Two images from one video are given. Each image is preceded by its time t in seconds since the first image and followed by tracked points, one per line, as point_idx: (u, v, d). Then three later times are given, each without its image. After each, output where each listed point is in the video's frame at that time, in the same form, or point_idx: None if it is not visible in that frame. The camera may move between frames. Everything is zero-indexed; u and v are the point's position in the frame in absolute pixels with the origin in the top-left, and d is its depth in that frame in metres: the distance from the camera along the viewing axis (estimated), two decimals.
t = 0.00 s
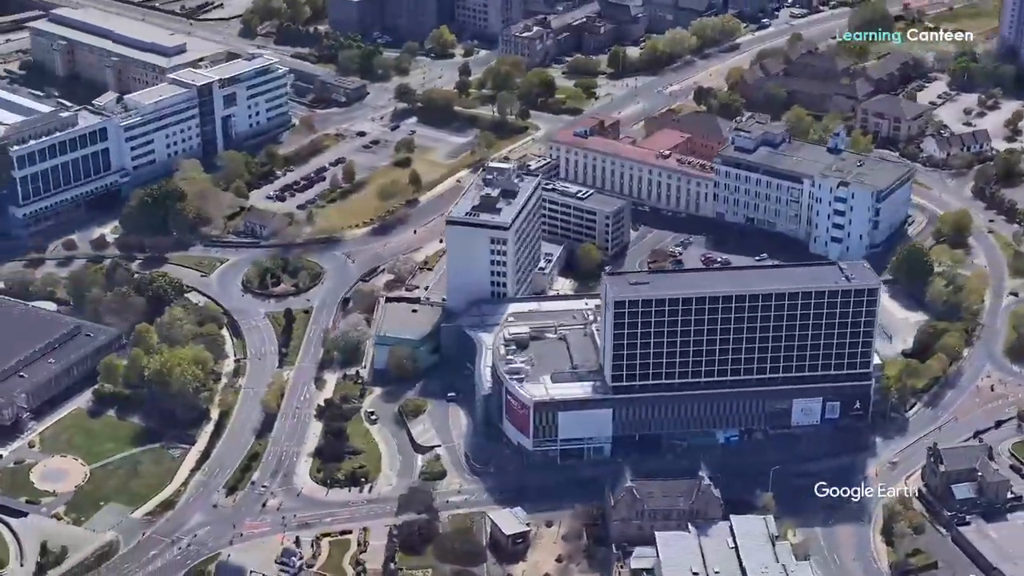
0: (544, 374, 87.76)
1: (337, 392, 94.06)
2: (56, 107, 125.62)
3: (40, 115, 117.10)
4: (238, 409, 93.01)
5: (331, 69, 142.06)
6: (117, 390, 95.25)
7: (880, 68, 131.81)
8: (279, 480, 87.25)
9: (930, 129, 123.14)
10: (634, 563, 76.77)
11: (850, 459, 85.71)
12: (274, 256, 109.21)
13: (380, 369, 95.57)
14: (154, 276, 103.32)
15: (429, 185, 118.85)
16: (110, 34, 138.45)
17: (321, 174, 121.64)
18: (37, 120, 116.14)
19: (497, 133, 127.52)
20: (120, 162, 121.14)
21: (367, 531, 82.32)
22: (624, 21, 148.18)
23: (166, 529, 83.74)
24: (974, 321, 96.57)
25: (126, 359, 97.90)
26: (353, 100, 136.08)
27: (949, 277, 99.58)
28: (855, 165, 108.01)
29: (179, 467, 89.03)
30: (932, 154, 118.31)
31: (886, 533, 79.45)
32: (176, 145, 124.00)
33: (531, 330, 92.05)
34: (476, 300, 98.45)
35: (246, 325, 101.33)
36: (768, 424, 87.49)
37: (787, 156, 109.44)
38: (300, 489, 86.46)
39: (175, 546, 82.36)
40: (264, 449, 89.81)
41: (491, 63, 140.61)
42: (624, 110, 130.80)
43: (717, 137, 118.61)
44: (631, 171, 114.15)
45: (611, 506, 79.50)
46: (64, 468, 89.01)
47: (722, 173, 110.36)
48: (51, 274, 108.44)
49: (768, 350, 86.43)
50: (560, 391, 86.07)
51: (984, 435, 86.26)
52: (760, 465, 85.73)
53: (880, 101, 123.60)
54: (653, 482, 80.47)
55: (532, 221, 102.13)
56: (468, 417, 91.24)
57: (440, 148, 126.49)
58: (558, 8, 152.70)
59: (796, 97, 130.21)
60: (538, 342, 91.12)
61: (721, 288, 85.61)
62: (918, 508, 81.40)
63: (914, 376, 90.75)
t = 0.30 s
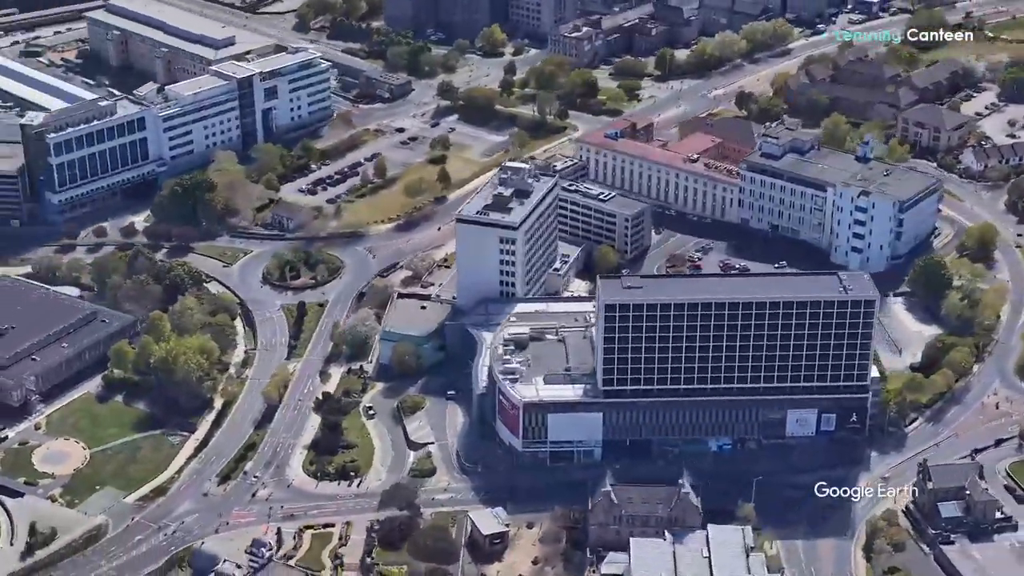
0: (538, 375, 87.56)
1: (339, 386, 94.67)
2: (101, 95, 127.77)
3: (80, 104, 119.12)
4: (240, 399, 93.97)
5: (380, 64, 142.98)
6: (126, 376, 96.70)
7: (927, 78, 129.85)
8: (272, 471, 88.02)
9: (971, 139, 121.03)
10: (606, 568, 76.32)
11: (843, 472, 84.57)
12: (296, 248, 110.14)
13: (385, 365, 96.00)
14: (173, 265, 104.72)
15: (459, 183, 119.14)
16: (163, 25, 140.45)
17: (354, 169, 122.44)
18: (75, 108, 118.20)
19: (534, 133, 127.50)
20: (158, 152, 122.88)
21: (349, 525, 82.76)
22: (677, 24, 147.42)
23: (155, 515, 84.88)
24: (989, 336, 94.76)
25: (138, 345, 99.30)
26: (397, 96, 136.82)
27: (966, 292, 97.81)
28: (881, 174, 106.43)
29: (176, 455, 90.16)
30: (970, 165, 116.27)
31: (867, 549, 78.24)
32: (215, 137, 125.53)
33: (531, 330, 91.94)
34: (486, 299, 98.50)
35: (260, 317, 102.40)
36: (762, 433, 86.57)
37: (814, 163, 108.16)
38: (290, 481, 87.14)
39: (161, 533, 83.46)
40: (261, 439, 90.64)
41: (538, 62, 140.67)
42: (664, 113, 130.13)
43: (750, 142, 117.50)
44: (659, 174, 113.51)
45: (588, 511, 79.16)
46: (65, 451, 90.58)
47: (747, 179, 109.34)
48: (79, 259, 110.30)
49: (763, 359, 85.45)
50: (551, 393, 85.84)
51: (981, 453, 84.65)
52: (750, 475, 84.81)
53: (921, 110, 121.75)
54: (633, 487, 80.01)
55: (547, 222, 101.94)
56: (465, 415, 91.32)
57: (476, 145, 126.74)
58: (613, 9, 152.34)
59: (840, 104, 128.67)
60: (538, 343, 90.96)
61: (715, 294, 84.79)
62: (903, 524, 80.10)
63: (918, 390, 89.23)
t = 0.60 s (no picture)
0: (531, 377, 87.35)
1: (343, 379, 95.23)
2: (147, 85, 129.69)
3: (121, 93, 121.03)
4: (245, 390, 94.92)
5: (430, 61, 143.57)
6: (137, 363, 98.10)
7: (975, 87, 127.54)
8: (266, 462, 88.78)
9: (1014, 152, 118.61)
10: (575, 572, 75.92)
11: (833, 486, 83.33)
12: (319, 242, 110.94)
13: (390, 360, 96.36)
14: (194, 254, 106.01)
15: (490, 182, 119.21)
16: (216, 16, 142.27)
17: (389, 164, 123.02)
18: (115, 97, 120.13)
19: (572, 134, 127.21)
20: (197, 142, 124.44)
21: (332, 518, 83.26)
22: (731, 27, 146.24)
23: (146, 501, 86.03)
24: (1001, 353, 92.84)
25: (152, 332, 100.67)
26: (442, 93, 137.25)
27: (983, 307, 95.87)
28: (907, 185, 104.74)
29: (176, 442, 91.29)
30: (1008, 178, 113.93)
31: (845, 564, 77.01)
32: (255, 129, 126.82)
33: (531, 331, 91.83)
34: (495, 299, 98.50)
35: (275, 309, 103.34)
36: (754, 444, 85.59)
37: (840, 172, 106.78)
38: (283, 472, 87.82)
39: (149, 518, 84.56)
40: (259, 430, 91.46)
41: (586, 62, 140.32)
42: (706, 117, 129.16)
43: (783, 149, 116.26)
44: (686, 178, 112.76)
45: (565, 515, 78.85)
46: (68, 434, 92.15)
47: (773, 186, 108.20)
48: (108, 246, 112.08)
49: (755, 368, 84.50)
50: (541, 394, 85.62)
51: (976, 474, 83.02)
52: (738, 485, 83.93)
53: (963, 121, 119.59)
54: (612, 492, 79.54)
55: (562, 223, 101.70)
56: (463, 413, 91.35)
57: (513, 144, 126.73)
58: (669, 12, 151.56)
59: (884, 112, 126.83)
60: (537, 344, 90.79)
61: (708, 301, 84.04)
62: (886, 541, 78.75)
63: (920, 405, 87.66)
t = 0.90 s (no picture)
0: (524, 377, 87.16)
1: (347, 373, 95.76)
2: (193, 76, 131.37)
3: (162, 83, 122.68)
4: (250, 381, 95.81)
5: (480, 59, 143.87)
6: (149, 349, 99.43)
7: None
8: (261, 452, 89.54)
9: None
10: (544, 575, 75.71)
11: (821, 499, 82.10)
12: (344, 236, 111.66)
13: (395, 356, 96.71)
14: (216, 245, 107.18)
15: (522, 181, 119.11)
16: (270, 9, 143.71)
17: (425, 161, 123.46)
18: (156, 87, 121.81)
19: (611, 136, 126.73)
20: (238, 134, 125.76)
21: (317, 510, 83.76)
22: (786, 32, 144.79)
23: (139, 486, 87.20)
24: (1010, 370, 91.00)
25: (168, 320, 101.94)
26: (488, 91, 137.47)
27: (998, 323, 93.90)
28: (933, 196, 102.90)
29: (177, 429, 92.39)
30: None
31: None
32: (296, 121, 127.84)
33: (532, 332, 91.62)
34: (505, 299, 98.45)
35: (292, 301, 104.17)
36: (744, 454, 84.66)
37: (866, 181, 105.21)
38: (276, 464, 88.52)
39: (140, 503, 85.69)
40: (259, 420, 92.24)
41: (634, 64, 139.68)
42: (748, 122, 127.99)
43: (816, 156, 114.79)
44: (715, 183, 111.89)
45: (541, 517, 78.59)
46: (74, 416, 93.67)
47: (798, 193, 106.90)
48: (138, 233, 113.69)
49: (747, 377, 83.51)
50: (531, 395, 85.41)
51: (968, 493, 81.54)
52: (724, 495, 83.09)
53: (1005, 133, 117.29)
54: (590, 496, 79.20)
55: (577, 225, 101.34)
56: (460, 412, 91.39)
57: (550, 144, 126.51)
58: (726, 15, 150.48)
59: (929, 122, 124.84)
60: (536, 345, 90.58)
61: (700, 308, 83.20)
62: (866, 558, 77.64)
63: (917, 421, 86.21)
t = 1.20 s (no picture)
0: (517, 378, 87.00)
1: (353, 366, 96.22)
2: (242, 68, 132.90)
3: (205, 74, 124.30)
4: (257, 371, 96.67)
5: (532, 58, 143.84)
6: (164, 336, 100.76)
7: None
8: (257, 442, 90.27)
9: None
10: None
11: (804, 512, 81.02)
12: (370, 231, 112.22)
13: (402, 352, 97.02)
14: (240, 235, 108.26)
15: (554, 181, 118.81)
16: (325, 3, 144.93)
17: (461, 158, 123.66)
18: (199, 78, 123.43)
19: (652, 138, 125.98)
20: (279, 126, 126.97)
21: (303, 502, 84.32)
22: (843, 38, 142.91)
23: (135, 470, 88.39)
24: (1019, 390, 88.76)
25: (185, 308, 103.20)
26: (536, 90, 137.39)
27: (1011, 340, 91.78)
28: (959, 209, 100.88)
29: (180, 416, 93.51)
30: None
31: None
32: (338, 115, 128.71)
33: (532, 332, 91.39)
34: (515, 299, 98.33)
35: (309, 294, 104.89)
36: (732, 463, 83.79)
37: (892, 191, 103.42)
38: (270, 454, 89.21)
39: (133, 487, 86.86)
40: (260, 411, 93.04)
41: (685, 66, 138.70)
42: (792, 128, 126.49)
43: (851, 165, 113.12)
44: (744, 190, 110.85)
45: (516, 518, 78.35)
46: (82, 400, 95.22)
47: (824, 202, 105.49)
48: (170, 221, 115.21)
49: (735, 386, 82.58)
50: (520, 396, 85.26)
51: (956, 513, 79.83)
52: (708, 504, 82.25)
53: None
54: (567, 500, 78.77)
55: (592, 227, 100.93)
56: (458, 410, 91.42)
57: (590, 144, 126.05)
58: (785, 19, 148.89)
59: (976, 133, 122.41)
60: (535, 346, 90.37)
61: (690, 315, 82.39)
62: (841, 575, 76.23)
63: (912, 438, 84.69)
